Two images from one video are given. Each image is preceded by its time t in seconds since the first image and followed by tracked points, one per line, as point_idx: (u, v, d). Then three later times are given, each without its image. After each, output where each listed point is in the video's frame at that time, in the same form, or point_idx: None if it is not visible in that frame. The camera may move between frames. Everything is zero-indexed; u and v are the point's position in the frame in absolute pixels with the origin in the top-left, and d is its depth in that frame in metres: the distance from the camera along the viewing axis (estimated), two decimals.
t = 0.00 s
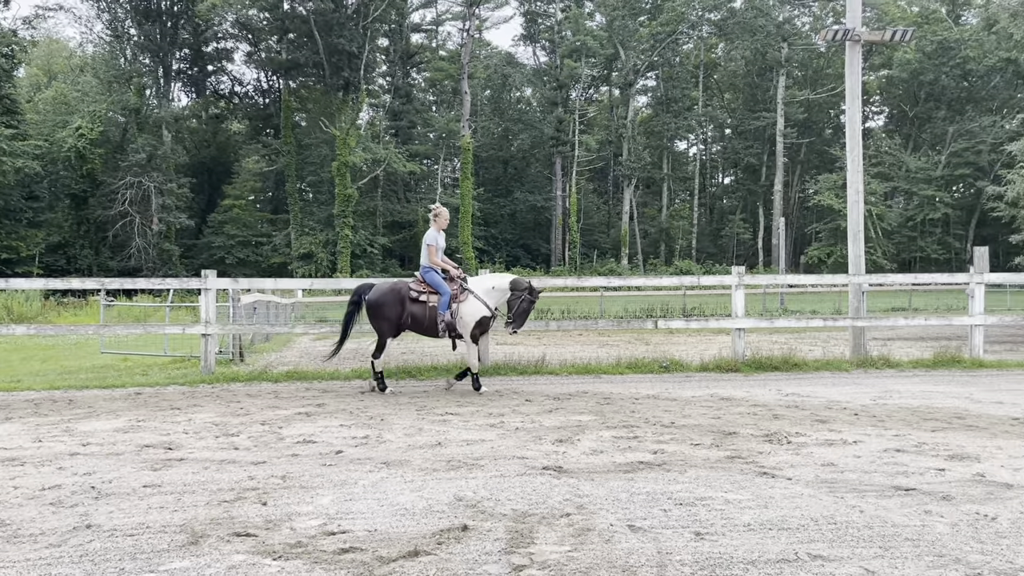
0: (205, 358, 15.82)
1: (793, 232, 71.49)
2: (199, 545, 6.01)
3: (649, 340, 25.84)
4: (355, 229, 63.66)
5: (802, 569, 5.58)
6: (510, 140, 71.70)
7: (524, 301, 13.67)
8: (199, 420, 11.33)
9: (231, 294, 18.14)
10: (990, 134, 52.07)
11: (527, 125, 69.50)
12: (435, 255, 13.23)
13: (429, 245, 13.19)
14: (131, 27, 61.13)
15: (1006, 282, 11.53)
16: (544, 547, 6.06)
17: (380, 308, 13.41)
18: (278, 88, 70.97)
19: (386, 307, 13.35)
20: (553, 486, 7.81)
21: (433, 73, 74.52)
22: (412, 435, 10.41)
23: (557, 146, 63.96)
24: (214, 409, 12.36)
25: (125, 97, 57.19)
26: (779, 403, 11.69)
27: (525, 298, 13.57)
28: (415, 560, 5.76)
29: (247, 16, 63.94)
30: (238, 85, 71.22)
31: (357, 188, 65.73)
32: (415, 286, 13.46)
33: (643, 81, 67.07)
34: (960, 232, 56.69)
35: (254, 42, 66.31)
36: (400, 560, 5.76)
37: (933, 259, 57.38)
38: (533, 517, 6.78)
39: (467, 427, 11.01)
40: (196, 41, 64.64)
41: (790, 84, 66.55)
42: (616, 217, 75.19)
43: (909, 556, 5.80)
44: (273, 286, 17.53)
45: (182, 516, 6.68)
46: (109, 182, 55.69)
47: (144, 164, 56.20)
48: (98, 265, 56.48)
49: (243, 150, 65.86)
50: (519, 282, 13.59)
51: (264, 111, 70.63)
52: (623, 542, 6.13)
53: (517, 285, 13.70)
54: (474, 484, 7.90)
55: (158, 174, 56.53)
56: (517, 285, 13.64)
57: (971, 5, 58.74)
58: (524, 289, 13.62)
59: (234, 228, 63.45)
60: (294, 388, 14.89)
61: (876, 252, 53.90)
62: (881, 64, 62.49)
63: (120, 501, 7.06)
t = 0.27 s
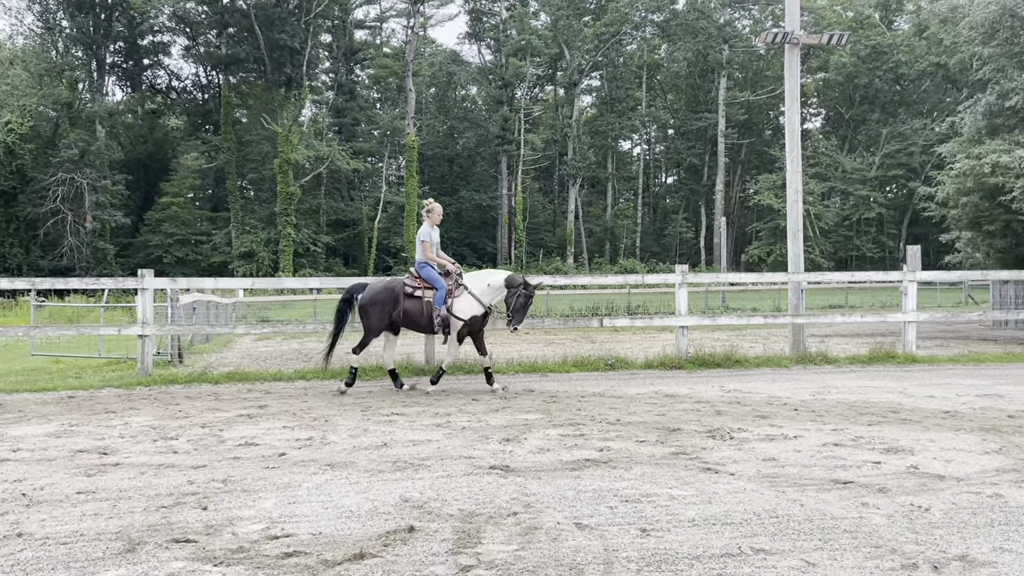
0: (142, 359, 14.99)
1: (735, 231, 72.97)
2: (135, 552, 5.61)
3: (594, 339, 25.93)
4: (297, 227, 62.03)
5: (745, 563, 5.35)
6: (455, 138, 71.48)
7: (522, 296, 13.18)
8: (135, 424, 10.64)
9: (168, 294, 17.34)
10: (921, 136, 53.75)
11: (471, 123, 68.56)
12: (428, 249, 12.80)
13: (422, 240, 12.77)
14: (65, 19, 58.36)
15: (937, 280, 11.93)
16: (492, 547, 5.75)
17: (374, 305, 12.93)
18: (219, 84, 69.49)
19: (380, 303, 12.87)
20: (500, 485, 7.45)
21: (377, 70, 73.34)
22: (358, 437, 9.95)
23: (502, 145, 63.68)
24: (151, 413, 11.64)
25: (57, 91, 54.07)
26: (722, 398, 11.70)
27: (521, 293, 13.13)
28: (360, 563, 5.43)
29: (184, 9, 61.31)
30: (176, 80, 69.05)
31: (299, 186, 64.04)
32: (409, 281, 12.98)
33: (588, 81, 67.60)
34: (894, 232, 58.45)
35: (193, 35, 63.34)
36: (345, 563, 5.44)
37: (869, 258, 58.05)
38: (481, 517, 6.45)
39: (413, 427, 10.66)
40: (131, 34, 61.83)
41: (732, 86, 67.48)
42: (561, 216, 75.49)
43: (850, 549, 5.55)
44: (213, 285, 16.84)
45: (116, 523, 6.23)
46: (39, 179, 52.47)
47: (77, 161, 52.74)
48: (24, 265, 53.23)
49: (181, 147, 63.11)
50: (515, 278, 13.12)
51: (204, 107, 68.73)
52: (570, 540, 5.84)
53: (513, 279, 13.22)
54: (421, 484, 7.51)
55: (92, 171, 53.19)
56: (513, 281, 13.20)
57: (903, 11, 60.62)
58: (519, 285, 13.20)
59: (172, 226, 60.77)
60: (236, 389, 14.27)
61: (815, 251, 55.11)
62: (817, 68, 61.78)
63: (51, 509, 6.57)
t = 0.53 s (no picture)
0: (74, 361, 14.09)
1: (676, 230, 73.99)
2: (68, 560, 5.18)
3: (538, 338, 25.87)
4: (236, 225, 59.87)
5: (690, 557, 5.02)
6: (399, 135, 70.15)
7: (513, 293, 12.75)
8: (65, 427, 9.83)
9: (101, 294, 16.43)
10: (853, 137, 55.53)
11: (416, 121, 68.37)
12: (421, 249, 12.17)
13: (415, 239, 12.10)
14: None
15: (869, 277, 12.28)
16: (437, 547, 5.36)
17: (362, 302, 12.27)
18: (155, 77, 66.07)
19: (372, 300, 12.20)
20: (445, 484, 6.98)
21: (318, 66, 71.39)
22: (300, 438, 9.26)
23: (446, 143, 62.00)
24: (83, 416, 10.79)
25: None
26: (664, 395, 11.58)
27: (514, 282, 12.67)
28: (302, 567, 5.06)
29: None
30: (109, 73, 65.60)
31: (239, 183, 61.81)
32: (401, 281, 12.33)
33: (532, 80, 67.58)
34: (829, 231, 60.16)
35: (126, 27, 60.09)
36: (288, 566, 5.08)
37: (805, 256, 59.98)
38: (426, 517, 6.03)
39: (357, 427, 10.15)
40: (60, 25, 58.38)
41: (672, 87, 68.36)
42: (506, 215, 75.22)
43: (794, 542, 5.19)
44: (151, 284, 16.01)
45: (47, 530, 5.77)
46: None
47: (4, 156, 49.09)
48: None
49: (114, 142, 59.83)
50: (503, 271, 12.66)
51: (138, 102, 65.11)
52: (516, 538, 5.47)
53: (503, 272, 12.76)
54: (365, 485, 7.01)
55: (19, 166, 49.18)
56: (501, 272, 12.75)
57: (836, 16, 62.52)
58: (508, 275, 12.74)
59: (105, 224, 57.60)
60: (174, 391, 13.53)
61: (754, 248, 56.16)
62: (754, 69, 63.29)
63: None
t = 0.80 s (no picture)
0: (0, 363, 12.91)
1: (619, 229, 74.67)
2: None
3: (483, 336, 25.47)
4: (173, 221, 57.13)
5: (633, 553, 4.73)
6: (341, 132, 68.10)
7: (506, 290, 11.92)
8: None
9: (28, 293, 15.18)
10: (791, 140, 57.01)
11: (359, 117, 66.11)
12: (416, 248, 11.42)
13: (410, 237, 11.36)
14: None
15: (805, 276, 12.64)
16: (380, 548, 5.00)
17: (355, 304, 11.40)
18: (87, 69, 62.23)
19: (365, 300, 11.36)
20: (388, 485, 6.49)
21: (257, 61, 68.24)
22: (240, 439, 8.51)
23: (389, 140, 61.25)
24: (6, 420, 9.82)
25: None
26: (609, 393, 11.39)
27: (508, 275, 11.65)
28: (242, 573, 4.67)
29: None
30: (37, 64, 61.83)
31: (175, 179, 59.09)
32: (395, 280, 11.53)
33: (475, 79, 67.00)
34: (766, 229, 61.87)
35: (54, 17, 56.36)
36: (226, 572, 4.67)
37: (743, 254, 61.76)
38: (369, 518, 5.61)
39: (299, 429, 9.04)
40: None
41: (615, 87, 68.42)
42: (450, 213, 74.20)
43: (734, 537, 4.90)
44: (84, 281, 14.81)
45: None
46: None
47: None
48: None
49: (41, 135, 56.09)
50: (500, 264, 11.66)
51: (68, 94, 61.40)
52: (460, 538, 5.13)
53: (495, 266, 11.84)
54: (307, 487, 6.49)
55: None
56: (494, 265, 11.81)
57: (774, 18, 63.60)
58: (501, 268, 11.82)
59: (32, 220, 53.96)
60: (110, 392, 12.35)
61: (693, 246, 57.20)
62: (695, 71, 63.82)
63: None
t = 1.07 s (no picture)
0: None
1: (561, 229, 74.47)
2: None
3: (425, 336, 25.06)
4: (104, 219, 53.42)
5: (575, 550, 4.45)
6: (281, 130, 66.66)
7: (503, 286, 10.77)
8: None
9: None
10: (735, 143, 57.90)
11: (298, 114, 65.23)
12: (408, 242, 10.34)
13: (402, 230, 10.29)
14: None
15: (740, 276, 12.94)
16: (320, 552, 4.58)
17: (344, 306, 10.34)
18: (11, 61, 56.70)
19: (355, 301, 10.27)
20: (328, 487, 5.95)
21: (194, 56, 62.38)
22: (177, 442, 7.66)
23: (330, 138, 60.32)
24: None
25: None
26: (550, 390, 11.16)
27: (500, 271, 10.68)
28: None
29: None
30: None
31: (105, 176, 55.37)
32: (387, 278, 10.48)
33: (419, 76, 65.29)
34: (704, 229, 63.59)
35: None
36: None
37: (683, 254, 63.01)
38: (310, 521, 5.15)
39: (236, 431, 8.15)
40: None
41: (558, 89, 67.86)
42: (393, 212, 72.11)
43: (676, 533, 4.64)
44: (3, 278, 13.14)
45: None
46: None
47: None
48: None
49: None
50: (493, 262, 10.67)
51: None
52: (404, 539, 4.75)
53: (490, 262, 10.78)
54: (245, 490, 5.91)
55: None
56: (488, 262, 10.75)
57: (714, 20, 64.21)
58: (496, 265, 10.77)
59: None
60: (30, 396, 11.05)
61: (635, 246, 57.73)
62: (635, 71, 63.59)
63: None
